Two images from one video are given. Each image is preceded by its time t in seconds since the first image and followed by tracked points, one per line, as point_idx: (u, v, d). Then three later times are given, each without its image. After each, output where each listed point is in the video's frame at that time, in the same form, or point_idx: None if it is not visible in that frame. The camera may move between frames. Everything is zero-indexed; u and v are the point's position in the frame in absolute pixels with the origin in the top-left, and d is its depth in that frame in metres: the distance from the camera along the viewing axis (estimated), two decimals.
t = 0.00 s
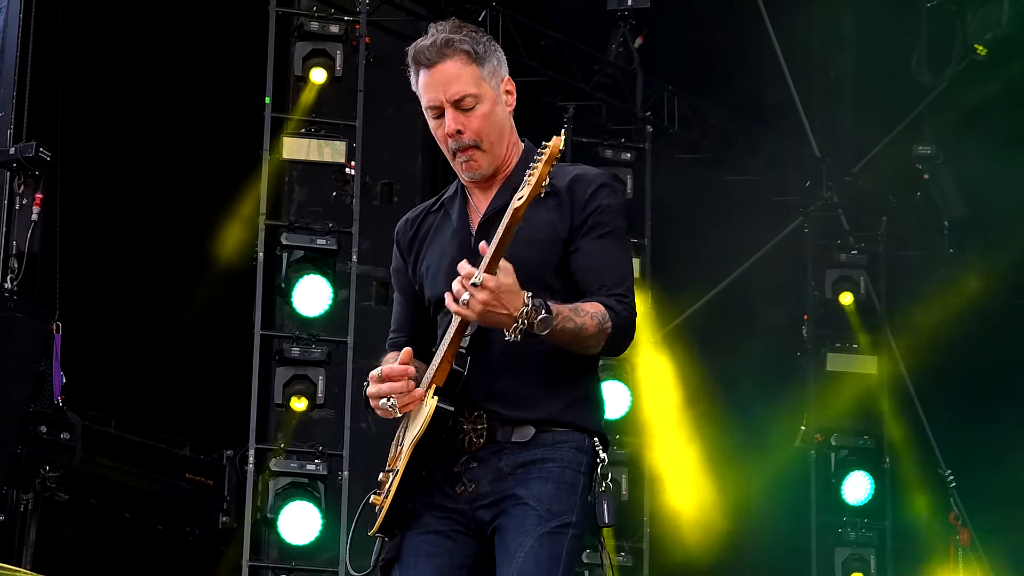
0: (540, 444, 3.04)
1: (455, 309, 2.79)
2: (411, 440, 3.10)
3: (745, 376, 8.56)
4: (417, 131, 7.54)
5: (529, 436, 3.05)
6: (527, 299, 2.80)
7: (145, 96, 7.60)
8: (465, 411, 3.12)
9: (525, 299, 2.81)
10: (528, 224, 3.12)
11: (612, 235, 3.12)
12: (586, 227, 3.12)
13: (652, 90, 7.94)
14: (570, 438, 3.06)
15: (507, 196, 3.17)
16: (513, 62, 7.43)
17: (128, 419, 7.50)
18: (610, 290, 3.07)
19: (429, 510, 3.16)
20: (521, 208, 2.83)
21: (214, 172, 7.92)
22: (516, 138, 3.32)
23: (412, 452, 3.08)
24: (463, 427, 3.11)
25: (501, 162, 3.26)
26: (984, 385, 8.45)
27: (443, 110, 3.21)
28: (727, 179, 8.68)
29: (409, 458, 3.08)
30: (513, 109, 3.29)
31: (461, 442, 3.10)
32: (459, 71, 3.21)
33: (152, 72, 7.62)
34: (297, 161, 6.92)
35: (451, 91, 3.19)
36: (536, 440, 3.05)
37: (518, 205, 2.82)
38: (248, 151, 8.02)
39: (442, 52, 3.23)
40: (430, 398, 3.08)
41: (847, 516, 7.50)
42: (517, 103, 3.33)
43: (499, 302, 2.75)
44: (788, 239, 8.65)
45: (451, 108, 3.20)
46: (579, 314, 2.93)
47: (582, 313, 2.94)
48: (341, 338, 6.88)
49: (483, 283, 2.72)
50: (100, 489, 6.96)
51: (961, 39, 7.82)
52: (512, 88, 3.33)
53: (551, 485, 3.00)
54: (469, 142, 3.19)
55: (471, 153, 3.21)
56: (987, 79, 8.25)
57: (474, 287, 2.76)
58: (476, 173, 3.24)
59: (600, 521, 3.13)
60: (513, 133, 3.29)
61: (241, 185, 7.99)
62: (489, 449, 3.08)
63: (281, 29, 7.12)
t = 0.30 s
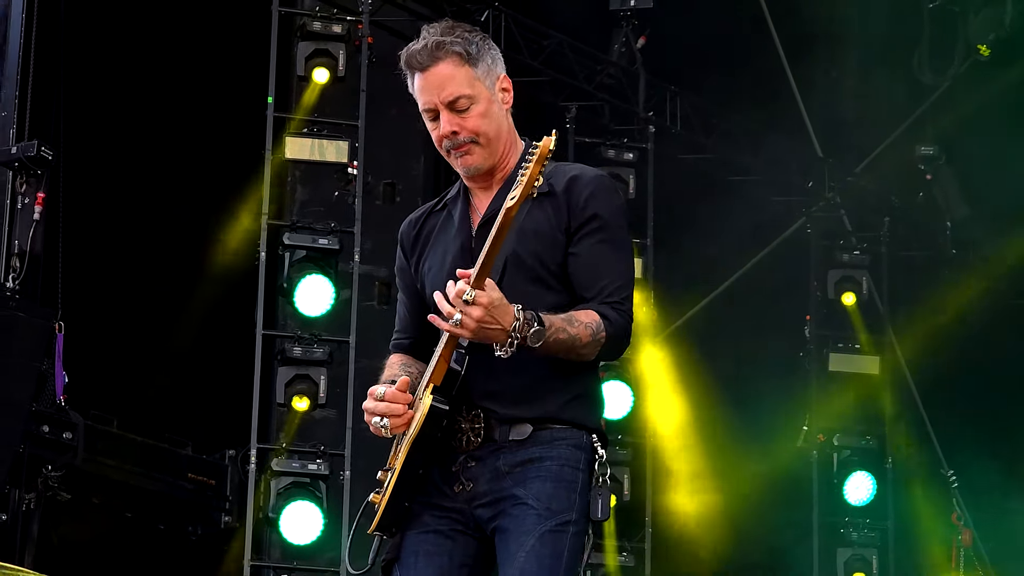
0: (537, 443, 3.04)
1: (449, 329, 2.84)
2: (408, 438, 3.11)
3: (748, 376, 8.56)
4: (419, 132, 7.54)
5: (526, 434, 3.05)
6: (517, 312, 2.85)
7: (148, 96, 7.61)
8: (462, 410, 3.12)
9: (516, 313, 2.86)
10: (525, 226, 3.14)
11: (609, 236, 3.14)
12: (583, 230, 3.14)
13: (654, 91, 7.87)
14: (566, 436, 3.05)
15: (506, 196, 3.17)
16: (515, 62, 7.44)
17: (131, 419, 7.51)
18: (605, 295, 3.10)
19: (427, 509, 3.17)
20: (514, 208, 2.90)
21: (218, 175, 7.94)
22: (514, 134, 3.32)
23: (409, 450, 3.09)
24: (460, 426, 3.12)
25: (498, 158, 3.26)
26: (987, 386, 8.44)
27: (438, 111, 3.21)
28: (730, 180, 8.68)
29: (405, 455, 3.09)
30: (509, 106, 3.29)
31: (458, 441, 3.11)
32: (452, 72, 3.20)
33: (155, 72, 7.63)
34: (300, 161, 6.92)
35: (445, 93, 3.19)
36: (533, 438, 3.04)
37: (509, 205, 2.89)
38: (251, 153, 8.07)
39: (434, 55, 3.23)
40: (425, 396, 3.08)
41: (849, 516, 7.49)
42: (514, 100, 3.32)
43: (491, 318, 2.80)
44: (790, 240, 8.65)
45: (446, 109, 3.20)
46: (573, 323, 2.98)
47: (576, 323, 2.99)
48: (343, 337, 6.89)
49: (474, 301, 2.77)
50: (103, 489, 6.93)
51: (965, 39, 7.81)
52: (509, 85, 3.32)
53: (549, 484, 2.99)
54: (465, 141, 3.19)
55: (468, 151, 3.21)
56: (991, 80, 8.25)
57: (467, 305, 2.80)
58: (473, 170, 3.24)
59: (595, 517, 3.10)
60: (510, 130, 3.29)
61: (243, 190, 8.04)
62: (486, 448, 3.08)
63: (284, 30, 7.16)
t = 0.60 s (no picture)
0: (537, 440, 3.04)
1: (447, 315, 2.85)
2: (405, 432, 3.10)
3: (747, 377, 8.55)
4: (420, 131, 7.54)
5: (526, 431, 3.05)
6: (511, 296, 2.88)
7: (149, 96, 7.62)
8: (461, 405, 3.12)
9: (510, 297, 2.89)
10: (523, 221, 3.14)
11: (605, 233, 3.13)
12: (580, 226, 3.13)
13: (656, 91, 7.87)
14: (566, 433, 3.06)
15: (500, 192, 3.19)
16: (517, 62, 7.44)
17: (132, 418, 7.51)
18: (599, 292, 3.10)
19: (426, 508, 3.16)
20: (509, 195, 2.94)
21: (217, 170, 7.92)
22: (512, 133, 3.30)
23: (407, 444, 3.08)
24: (459, 421, 3.12)
25: (494, 159, 3.26)
26: (988, 386, 8.44)
27: (430, 114, 3.21)
28: (731, 180, 8.67)
29: (404, 449, 3.09)
30: (505, 107, 3.26)
31: (457, 437, 3.11)
32: (443, 75, 3.19)
33: (157, 71, 7.63)
34: (302, 160, 6.93)
35: (436, 96, 3.18)
36: (533, 435, 3.05)
37: (505, 193, 2.93)
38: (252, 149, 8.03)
39: (424, 59, 3.22)
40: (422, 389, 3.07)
41: (849, 516, 7.49)
42: (512, 100, 3.29)
43: (488, 300, 2.82)
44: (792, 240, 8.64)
45: (437, 112, 3.20)
46: (564, 313, 2.98)
47: (567, 313, 2.99)
48: (344, 337, 6.89)
49: (473, 280, 2.80)
50: (104, 488, 6.94)
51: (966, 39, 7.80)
52: (507, 85, 3.28)
53: (551, 482, 3.00)
54: (456, 143, 3.20)
55: (461, 153, 3.22)
56: (992, 79, 8.20)
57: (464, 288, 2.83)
58: (467, 169, 3.26)
59: (596, 517, 3.06)
60: (506, 130, 3.27)
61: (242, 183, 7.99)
62: (486, 445, 3.08)
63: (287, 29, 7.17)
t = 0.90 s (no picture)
0: (538, 437, 3.04)
1: (454, 311, 2.83)
2: (408, 428, 3.09)
3: (747, 375, 8.55)
4: (421, 128, 7.54)
5: (526, 428, 3.05)
6: (518, 289, 2.86)
7: (149, 93, 7.61)
8: (463, 402, 3.12)
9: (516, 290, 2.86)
10: (517, 213, 3.14)
11: (599, 218, 3.13)
12: (570, 215, 3.13)
13: (657, 88, 7.88)
14: (567, 430, 3.05)
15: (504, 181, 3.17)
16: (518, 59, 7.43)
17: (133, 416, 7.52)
18: (604, 280, 3.10)
19: (428, 505, 3.16)
20: (514, 194, 2.89)
21: (218, 167, 7.91)
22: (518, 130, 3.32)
23: (409, 440, 3.07)
24: (460, 419, 3.11)
25: (501, 151, 3.25)
26: (988, 384, 8.44)
27: (446, 96, 3.20)
28: (732, 177, 8.67)
29: (406, 446, 3.07)
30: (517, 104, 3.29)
31: (458, 435, 3.11)
32: (466, 60, 3.20)
33: (156, 69, 7.62)
34: (303, 158, 6.92)
35: (456, 78, 3.18)
36: (533, 432, 3.04)
37: (509, 192, 2.88)
38: (252, 146, 8.00)
39: (451, 40, 3.23)
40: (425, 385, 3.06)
41: (850, 515, 7.49)
42: (521, 99, 3.32)
43: (495, 296, 2.80)
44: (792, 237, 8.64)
45: (455, 95, 3.19)
46: (572, 304, 2.98)
47: (575, 303, 2.99)
48: (344, 334, 6.89)
49: (479, 279, 2.77)
50: (104, 486, 6.95)
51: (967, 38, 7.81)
52: (518, 84, 3.32)
53: (551, 479, 3.00)
54: (470, 128, 3.18)
55: (470, 139, 3.20)
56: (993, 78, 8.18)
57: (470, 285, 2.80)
58: (472, 160, 3.22)
59: (596, 510, 3.08)
60: (515, 125, 3.28)
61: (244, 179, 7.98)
62: (487, 441, 3.08)
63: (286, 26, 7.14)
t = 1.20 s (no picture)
0: (538, 439, 3.04)
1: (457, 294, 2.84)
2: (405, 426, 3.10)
3: (749, 374, 8.54)
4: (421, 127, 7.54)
5: (526, 431, 3.05)
6: (519, 269, 2.87)
7: (149, 91, 7.61)
8: (462, 403, 3.12)
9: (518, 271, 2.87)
10: (517, 217, 3.15)
11: (603, 227, 3.14)
12: (574, 222, 3.14)
13: (657, 86, 7.81)
14: (567, 433, 3.05)
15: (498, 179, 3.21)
16: (518, 58, 7.43)
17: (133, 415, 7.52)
18: (609, 287, 3.11)
19: (428, 505, 3.16)
20: (503, 181, 2.97)
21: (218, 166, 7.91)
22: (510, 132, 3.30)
23: (407, 439, 3.08)
24: (459, 419, 3.12)
25: (493, 158, 3.26)
26: (989, 383, 8.44)
27: (427, 116, 3.21)
28: (733, 176, 8.65)
29: (404, 445, 3.08)
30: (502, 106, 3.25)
31: (458, 436, 3.11)
32: (439, 77, 3.19)
33: (156, 67, 7.63)
34: (303, 156, 6.92)
35: (432, 98, 3.18)
36: (533, 434, 3.05)
37: (498, 178, 2.96)
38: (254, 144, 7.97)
39: (418, 62, 3.22)
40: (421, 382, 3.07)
41: (850, 513, 7.49)
42: (509, 99, 3.28)
43: (494, 275, 2.82)
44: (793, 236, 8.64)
45: (435, 114, 3.20)
46: (573, 297, 2.98)
47: (577, 297, 2.99)
48: (345, 333, 6.89)
49: (476, 259, 2.79)
50: (104, 483, 6.96)
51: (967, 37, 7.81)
52: (501, 83, 3.27)
53: (551, 480, 3.00)
54: (455, 145, 3.20)
55: (460, 154, 3.22)
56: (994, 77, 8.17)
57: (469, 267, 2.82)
58: (466, 172, 3.26)
59: (595, 518, 3.06)
60: (505, 129, 3.26)
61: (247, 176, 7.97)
62: (487, 443, 3.08)
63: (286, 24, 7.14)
